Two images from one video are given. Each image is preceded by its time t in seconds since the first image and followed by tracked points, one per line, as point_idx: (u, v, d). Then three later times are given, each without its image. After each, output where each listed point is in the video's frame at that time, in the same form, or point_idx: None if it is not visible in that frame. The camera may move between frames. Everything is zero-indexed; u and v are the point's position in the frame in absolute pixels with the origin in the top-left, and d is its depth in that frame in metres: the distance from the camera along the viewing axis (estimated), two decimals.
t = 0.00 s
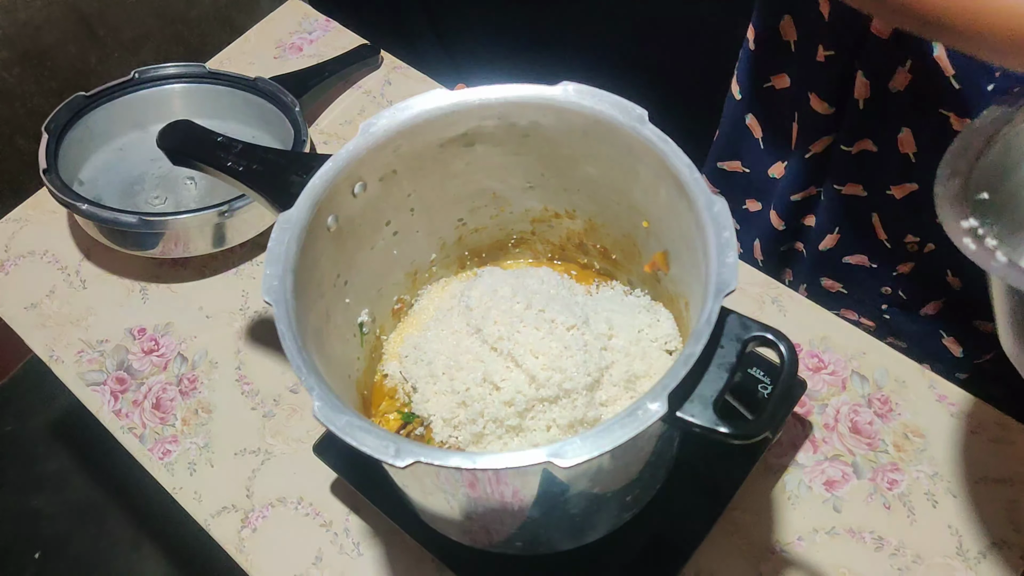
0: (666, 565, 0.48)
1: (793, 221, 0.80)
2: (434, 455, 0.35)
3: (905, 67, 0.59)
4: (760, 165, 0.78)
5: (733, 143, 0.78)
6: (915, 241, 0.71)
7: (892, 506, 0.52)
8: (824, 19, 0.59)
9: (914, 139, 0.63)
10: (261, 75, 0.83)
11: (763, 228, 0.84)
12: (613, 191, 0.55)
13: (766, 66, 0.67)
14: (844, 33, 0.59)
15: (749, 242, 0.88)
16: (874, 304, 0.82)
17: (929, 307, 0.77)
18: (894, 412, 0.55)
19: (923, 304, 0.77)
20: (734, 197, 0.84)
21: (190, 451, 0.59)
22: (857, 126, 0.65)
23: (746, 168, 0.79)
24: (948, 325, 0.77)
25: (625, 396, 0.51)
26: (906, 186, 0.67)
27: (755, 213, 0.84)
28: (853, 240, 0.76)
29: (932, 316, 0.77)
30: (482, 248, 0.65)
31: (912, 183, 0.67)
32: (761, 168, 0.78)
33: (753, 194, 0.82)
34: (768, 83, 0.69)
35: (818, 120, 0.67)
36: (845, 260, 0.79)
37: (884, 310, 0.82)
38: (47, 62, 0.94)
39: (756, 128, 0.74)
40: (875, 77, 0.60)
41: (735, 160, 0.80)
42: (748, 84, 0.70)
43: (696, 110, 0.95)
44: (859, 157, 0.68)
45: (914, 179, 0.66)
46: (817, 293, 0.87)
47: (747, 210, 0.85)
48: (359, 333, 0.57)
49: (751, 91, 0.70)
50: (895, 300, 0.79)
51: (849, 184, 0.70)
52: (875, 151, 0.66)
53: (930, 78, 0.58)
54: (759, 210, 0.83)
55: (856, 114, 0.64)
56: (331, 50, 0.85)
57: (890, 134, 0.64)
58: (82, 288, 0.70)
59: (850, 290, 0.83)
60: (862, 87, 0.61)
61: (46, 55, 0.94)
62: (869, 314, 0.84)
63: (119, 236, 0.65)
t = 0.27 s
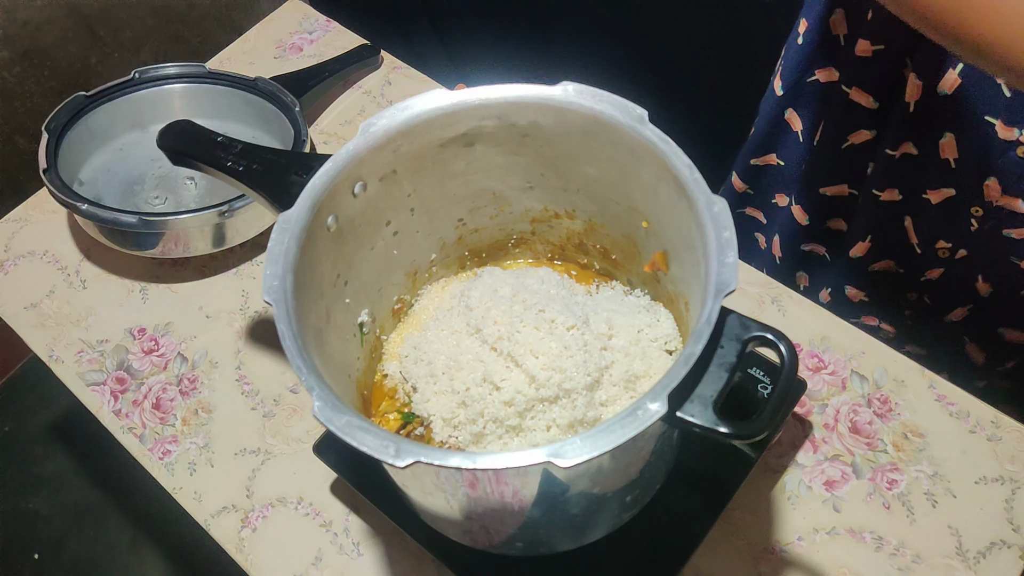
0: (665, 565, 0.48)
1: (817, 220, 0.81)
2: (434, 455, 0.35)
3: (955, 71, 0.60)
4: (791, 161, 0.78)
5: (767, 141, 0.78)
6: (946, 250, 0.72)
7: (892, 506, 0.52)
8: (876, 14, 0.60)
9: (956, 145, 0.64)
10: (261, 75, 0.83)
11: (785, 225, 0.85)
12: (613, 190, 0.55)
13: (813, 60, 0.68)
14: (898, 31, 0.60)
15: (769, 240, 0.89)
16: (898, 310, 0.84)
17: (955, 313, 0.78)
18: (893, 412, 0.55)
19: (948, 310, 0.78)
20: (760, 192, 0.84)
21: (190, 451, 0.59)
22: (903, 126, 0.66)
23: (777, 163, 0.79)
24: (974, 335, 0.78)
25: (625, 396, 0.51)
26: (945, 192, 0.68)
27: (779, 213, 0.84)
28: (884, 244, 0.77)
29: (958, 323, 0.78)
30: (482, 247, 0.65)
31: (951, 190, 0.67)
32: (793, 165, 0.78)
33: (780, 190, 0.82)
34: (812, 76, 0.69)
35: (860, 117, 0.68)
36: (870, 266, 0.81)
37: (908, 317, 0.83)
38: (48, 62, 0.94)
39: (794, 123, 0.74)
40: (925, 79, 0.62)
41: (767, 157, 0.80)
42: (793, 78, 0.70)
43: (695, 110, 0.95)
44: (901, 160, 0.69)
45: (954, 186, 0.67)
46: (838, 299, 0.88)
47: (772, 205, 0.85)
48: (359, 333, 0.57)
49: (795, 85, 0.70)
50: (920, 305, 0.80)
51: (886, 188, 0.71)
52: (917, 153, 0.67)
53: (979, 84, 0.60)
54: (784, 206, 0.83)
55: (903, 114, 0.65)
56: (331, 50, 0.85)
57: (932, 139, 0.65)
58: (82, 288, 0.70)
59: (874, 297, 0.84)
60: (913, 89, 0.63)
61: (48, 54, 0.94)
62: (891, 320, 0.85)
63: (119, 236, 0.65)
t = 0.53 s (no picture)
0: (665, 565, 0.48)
1: (818, 210, 0.79)
2: (434, 455, 0.35)
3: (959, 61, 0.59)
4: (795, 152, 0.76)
5: (771, 132, 0.76)
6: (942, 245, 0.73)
7: (892, 505, 0.52)
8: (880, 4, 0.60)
9: (954, 137, 0.65)
10: (261, 75, 0.83)
11: (786, 216, 0.83)
12: (613, 190, 0.55)
13: (819, 49, 0.66)
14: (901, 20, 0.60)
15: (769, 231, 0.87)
16: (896, 303, 0.83)
17: (950, 310, 0.78)
18: (893, 412, 0.55)
19: (943, 306, 0.78)
20: (763, 184, 0.82)
21: (190, 451, 0.59)
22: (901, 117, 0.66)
23: (781, 154, 0.77)
24: (967, 333, 0.79)
25: (625, 396, 0.51)
26: (943, 184, 0.68)
27: (777, 204, 0.83)
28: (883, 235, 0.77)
29: (952, 320, 0.79)
30: (482, 247, 0.65)
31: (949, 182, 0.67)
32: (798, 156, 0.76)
33: (781, 181, 0.80)
34: (818, 67, 0.67)
35: (860, 107, 0.68)
36: (868, 257, 0.80)
37: (905, 311, 0.82)
38: (48, 62, 0.94)
39: (798, 114, 0.72)
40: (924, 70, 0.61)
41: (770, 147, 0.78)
42: (797, 68, 0.68)
43: (694, 110, 0.95)
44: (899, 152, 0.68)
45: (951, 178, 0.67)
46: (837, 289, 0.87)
47: (773, 197, 0.83)
48: (359, 333, 0.57)
49: (800, 74, 0.68)
50: (917, 299, 0.80)
51: (886, 177, 0.71)
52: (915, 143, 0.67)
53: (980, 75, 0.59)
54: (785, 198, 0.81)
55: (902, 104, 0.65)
56: (331, 50, 0.85)
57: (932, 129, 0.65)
58: (82, 288, 0.70)
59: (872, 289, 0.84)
60: (912, 80, 0.63)
61: (48, 53, 0.93)
62: (889, 313, 0.84)
63: (119, 236, 0.66)
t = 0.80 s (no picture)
0: (665, 565, 0.48)
1: (814, 207, 0.80)
2: (434, 455, 0.35)
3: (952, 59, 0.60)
4: (792, 148, 0.77)
5: (770, 128, 0.77)
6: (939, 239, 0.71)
7: (892, 506, 0.52)
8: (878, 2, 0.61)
9: (951, 133, 0.64)
10: (261, 75, 0.83)
11: (782, 213, 0.84)
12: (613, 190, 0.55)
13: (814, 48, 0.67)
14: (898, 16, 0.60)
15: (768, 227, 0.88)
16: (893, 299, 0.82)
17: (947, 306, 0.77)
18: (893, 412, 0.55)
19: (940, 303, 0.77)
20: (761, 179, 0.84)
21: (190, 451, 0.59)
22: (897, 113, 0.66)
23: (779, 150, 0.79)
24: (964, 330, 0.77)
25: (625, 396, 0.51)
26: (939, 180, 0.67)
27: (778, 200, 0.84)
28: (880, 231, 0.76)
29: (949, 316, 0.77)
30: (482, 247, 0.65)
31: (945, 177, 0.67)
32: (795, 151, 0.77)
33: (780, 176, 0.81)
34: (814, 64, 0.68)
35: (855, 104, 0.68)
36: (866, 252, 0.79)
37: (903, 305, 0.81)
38: (48, 62, 0.93)
39: (795, 110, 0.73)
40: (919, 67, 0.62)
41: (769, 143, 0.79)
42: (794, 65, 0.69)
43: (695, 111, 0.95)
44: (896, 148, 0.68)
45: (948, 174, 0.66)
46: (834, 286, 0.86)
47: (771, 193, 0.84)
48: (359, 333, 0.57)
49: (796, 70, 0.70)
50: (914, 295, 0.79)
51: (882, 172, 0.71)
52: (912, 140, 0.67)
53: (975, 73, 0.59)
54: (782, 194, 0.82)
55: (898, 101, 0.65)
56: (331, 50, 0.85)
57: (928, 128, 0.65)
58: (82, 288, 0.70)
59: (869, 284, 0.83)
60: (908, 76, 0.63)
61: (48, 53, 0.93)
62: (887, 308, 0.83)
63: (119, 236, 0.65)
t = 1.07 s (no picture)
0: (665, 565, 0.48)
1: (826, 211, 0.79)
2: (434, 455, 0.35)
3: (967, 64, 0.60)
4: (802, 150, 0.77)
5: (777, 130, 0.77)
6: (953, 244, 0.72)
7: (892, 505, 0.52)
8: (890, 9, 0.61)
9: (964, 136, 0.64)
10: (261, 75, 0.83)
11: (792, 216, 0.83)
12: (613, 190, 0.55)
13: (820, 52, 0.67)
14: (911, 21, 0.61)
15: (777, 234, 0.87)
16: (905, 302, 0.82)
17: (961, 307, 0.77)
18: (893, 412, 0.55)
19: (953, 304, 0.77)
20: (770, 180, 0.83)
21: (190, 451, 0.59)
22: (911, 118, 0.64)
23: (787, 152, 0.79)
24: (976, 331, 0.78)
25: (625, 396, 0.51)
26: (952, 183, 0.67)
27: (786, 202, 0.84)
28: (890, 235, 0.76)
29: (963, 317, 0.78)
30: (482, 248, 0.65)
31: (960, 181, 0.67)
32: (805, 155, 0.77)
33: (789, 178, 0.81)
34: (818, 71, 0.69)
35: (867, 112, 0.67)
36: (878, 257, 0.79)
37: (915, 308, 0.81)
38: (47, 62, 0.93)
39: (801, 114, 0.74)
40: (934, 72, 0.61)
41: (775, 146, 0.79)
42: (799, 69, 0.70)
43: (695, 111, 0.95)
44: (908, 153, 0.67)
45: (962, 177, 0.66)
46: (846, 291, 0.86)
47: (781, 194, 0.84)
48: (360, 333, 0.57)
49: (802, 75, 0.70)
50: (926, 298, 0.79)
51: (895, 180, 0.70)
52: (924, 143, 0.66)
53: (990, 76, 0.59)
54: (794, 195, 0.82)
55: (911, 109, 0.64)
56: (331, 50, 0.85)
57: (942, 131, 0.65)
58: (81, 288, 0.70)
59: (880, 289, 0.83)
60: (925, 80, 0.62)
61: (47, 53, 0.93)
62: (897, 313, 0.84)
63: (119, 236, 0.66)
